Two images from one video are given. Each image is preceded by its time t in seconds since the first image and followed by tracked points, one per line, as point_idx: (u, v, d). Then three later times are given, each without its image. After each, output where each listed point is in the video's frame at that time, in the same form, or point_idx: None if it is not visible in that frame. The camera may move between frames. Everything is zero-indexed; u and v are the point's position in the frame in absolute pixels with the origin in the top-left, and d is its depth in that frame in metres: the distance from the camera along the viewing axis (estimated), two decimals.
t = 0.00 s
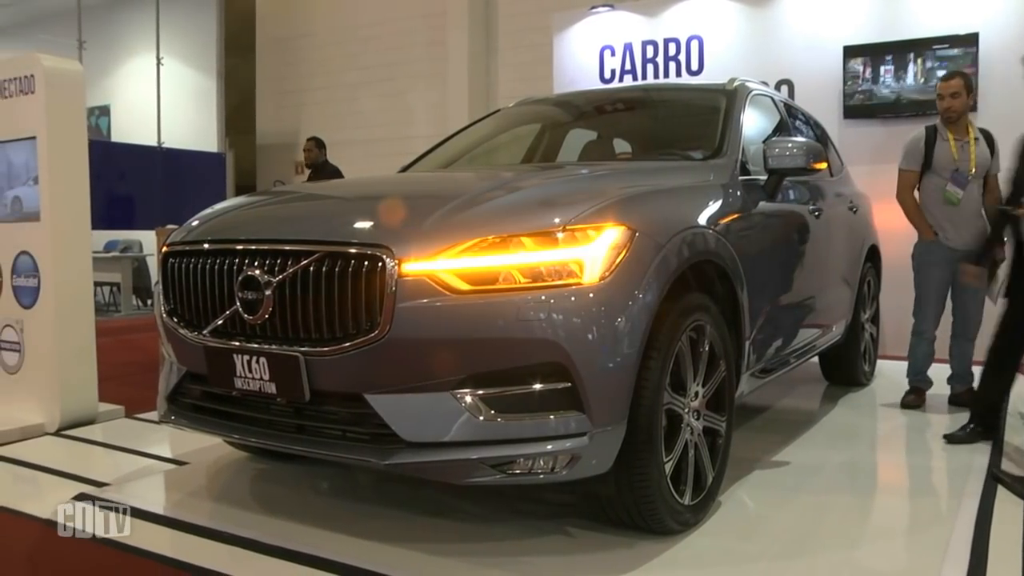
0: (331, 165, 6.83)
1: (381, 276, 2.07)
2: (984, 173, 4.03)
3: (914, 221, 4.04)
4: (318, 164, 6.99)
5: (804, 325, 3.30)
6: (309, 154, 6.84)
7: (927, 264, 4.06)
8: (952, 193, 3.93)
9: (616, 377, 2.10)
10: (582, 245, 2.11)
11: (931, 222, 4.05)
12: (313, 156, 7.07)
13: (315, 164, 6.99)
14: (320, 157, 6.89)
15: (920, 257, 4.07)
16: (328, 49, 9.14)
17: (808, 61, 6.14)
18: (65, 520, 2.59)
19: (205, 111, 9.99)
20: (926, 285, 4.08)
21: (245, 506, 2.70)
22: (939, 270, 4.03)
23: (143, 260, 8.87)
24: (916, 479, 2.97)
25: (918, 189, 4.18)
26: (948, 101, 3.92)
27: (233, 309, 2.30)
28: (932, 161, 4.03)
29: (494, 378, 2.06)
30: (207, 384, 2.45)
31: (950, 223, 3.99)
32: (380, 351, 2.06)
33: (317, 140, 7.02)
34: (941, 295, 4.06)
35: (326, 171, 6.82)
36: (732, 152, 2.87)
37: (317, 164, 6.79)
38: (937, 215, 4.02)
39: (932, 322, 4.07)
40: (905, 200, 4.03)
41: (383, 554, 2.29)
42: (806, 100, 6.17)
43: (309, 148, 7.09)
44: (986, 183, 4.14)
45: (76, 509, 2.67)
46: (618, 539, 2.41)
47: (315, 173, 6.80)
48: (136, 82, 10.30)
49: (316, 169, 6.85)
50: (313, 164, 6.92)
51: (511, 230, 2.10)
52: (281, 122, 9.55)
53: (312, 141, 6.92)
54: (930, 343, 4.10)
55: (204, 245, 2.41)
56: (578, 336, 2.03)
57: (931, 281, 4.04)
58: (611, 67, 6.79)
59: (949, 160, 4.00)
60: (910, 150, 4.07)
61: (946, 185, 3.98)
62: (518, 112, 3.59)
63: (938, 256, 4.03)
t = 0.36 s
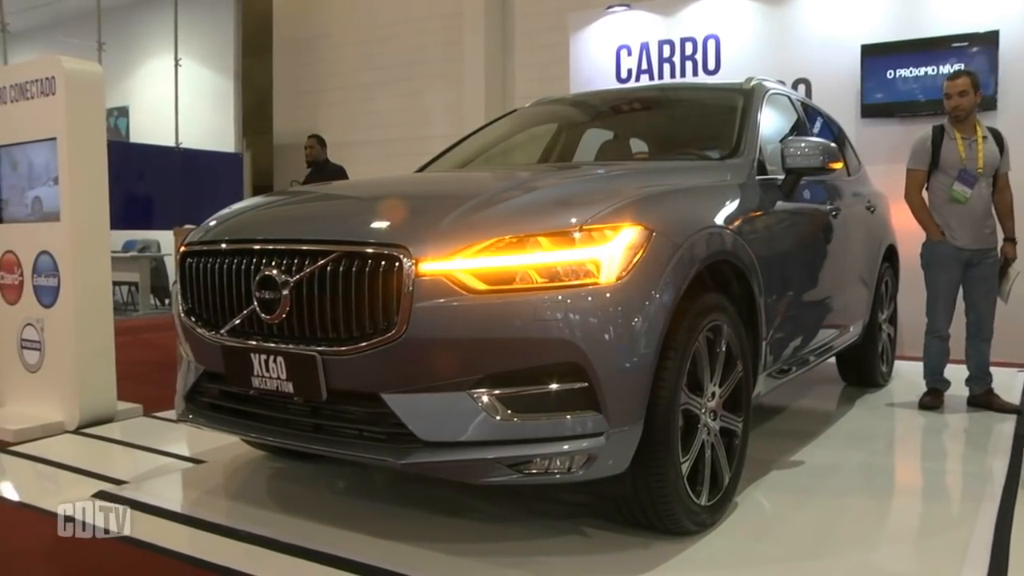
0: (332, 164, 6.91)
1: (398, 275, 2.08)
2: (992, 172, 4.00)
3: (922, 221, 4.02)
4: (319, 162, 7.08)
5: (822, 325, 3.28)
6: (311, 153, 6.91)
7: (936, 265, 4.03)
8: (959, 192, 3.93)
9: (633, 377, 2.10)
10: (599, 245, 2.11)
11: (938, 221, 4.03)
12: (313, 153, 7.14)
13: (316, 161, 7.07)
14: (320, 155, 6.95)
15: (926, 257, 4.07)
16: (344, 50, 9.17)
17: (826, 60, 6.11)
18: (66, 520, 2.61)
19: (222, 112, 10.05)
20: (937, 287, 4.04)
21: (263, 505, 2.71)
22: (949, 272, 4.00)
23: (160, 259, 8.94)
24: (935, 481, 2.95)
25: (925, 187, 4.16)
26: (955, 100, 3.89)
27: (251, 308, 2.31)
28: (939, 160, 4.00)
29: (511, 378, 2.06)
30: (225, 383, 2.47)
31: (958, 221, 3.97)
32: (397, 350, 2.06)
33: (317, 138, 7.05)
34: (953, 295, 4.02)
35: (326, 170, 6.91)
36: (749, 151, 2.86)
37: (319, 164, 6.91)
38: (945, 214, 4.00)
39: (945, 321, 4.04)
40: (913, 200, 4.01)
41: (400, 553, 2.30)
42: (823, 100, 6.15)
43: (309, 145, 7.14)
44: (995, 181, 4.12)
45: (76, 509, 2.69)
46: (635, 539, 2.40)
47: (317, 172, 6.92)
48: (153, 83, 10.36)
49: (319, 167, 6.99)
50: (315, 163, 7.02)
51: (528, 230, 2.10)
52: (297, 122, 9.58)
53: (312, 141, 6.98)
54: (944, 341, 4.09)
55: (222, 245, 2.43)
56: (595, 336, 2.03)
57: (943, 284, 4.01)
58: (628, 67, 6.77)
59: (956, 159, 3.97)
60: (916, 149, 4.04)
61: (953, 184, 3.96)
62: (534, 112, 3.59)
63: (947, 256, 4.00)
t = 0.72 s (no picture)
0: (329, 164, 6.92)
1: (415, 275, 2.08)
2: (1003, 173, 3.97)
3: (933, 221, 3.98)
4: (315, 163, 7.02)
5: (840, 325, 3.27)
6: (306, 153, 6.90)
7: (947, 266, 4.00)
8: (969, 194, 3.90)
9: (650, 377, 2.09)
10: (616, 244, 2.10)
11: (948, 222, 4.00)
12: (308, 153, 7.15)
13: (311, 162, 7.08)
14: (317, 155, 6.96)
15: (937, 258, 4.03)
16: (361, 50, 9.21)
17: (844, 59, 6.07)
18: (68, 520, 2.63)
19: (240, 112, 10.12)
20: (948, 287, 4.02)
21: (279, 504, 2.73)
22: (960, 271, 3.97)
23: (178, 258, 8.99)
24: (954, 483, 2.93)
25: (935, 188, 4.14)
26: (966, 100, 3.86)
27: (269, 307, 2.32)
28: (950, 160, 3.98)
29: (527, 377, 2.06)
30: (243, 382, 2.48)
31: (969, 222, 3.94)
32: (414, 350, 2.07)
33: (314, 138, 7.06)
34: (965, 295, 4.00)
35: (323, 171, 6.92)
36: (767, 151, 2.85)
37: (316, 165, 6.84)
38: (956, 215, 3.97)
39: (961, 321, 4.01)
40: (923, 200, 3.98)
41: (416, 553, 2.31)
42: (841, 99, 6.12)
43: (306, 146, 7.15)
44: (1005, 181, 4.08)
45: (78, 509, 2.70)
46: (651, 539, 2.40)
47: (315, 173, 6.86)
48: (171, 85, 10.43)
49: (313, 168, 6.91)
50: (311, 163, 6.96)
51: (545, 230, 2.10)
52: (313, 122, 9.62)
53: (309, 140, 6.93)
54: (960, 342, 4.06)
55: (239, 244, 2.44)
56: (612, 336, 2.03)
57: (954, 283, 3.98)
58: (644, 67, 6.76)
59: (967, 160, 3.94)
60: (927, 149, 4.01)
61: (964, 186, 3.94)
62: (551, 112, 3.59)
63: (958, 256, 3.97)
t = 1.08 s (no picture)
0: (330, 164, 6.85)
1: (431, 275, 2.08)
2: (1014, 174, 3.94)
3: (944, 221, 3.96)
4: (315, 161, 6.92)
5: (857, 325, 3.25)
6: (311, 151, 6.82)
7: (958, 266, 3.98)
8: (981, 197, 3.87)
9: (666, 377, 2.09)
10: (632, 245, 2.10)
11: (960, 223, 3.98)
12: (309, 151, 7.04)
13: (311, 159, 7.00)
14: (317, 155, 6.85)
15: (950, 259, 4.00)
16: (376, 51, 9.23)
17: (862, 58, 6.04)
18: (65, 520, 2.63)
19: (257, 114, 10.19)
20: (961, 287, 3.99)
21: (295, 502, 2.74)
22: (972, 271, 3.96)
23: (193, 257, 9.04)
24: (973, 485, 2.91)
25: (945, 189, 4.11)
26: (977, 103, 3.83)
27: (285, 307, 2.34)
28: (961, 163, 3.95)
29: (542, 377, 2.06)
30: (260, 381, 2.50)
31: (980, 223, 3.92)
32: (430, 349, 2.07)
33: (313, 136, 6.91)
34: (978, 294, 3.98)
35: (324, 171, 6.85)
36: (783, 151, 2.84)
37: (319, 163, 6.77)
38: (968, 216, 3.95)
39: (974, 321, 3.99)
40: (933, 202, 3.95)
41: (432, 552, 2.32)
42: (858, 99, 6.09)
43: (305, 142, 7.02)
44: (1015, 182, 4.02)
45: (76, 509, 2.71)
46: (666, 540, 2.40)
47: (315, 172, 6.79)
48: (190, 87, 10.54)
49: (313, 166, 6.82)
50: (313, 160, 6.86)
51: (561, 230, 2.10)
52: (328, 123, 9.65)
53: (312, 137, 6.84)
54: (975, 343, 4.01)
55: (256, 244, 2.46)
56: (628, 336, 2.03)
57: (965, 283, 3.96)
58: (660, 66, 6.74)
59: (978, 163, 3.91)
60: (937, 151, 3.98)
61: (975, 189, 3.91)
62: (566, 112, 3.59)
63: (971, 256, 3.94)
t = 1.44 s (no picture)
0: (335, 165, 6.80)
1: (442, 275, 2.09)
2: None
3: (959, 221, 3.95)
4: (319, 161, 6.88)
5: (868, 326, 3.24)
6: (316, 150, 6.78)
7: (974, 265, 3.96)
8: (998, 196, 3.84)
9: (677, 377, 2.09)
10: (643, 245, 2.10)
11: (976, 222, 3.96)
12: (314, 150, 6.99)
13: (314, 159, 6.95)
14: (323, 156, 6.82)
15: (966, 258, 3.99)
16: (386, 51, 9.24)
17: (874, 58, 6.01)
18: (66, 520, 2.64)
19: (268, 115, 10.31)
20: (976, 287, 3.97)
21: (306, 502, 2.75)
22: (988, 271, 3.93)
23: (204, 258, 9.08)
24: (986, 486, 2.90)
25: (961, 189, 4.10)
26: (992, 102, 3.81)
27: (297, 307, 2.34)
28: (975, 162, 3.94)
29: (553, 377, 2.06)
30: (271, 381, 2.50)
31: (997, 223, 3.90)
32: (441, 349, 2.08)
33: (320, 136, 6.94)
34: (994, 294, 3.95)
35: (328, 172, 6.78)
36: (795, 151, 2.83)
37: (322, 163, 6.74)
38: (984, 215, 3.94)
39: (989, 321, 3.97)
40: (948, 201, 3.94)
41: (442, 552, 2.32)
42: (870, 98, 6.06)
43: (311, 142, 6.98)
44: None
45: (76, 509, 2.72)
46: (677, 540, 2.39)
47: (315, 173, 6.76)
48: (201, 89, 10.75)
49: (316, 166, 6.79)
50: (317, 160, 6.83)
51: (572, 230, 2.10)
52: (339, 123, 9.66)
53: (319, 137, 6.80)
54: (990, 344, 4.01)
55: (267, 244, 2.46)
56: (639, 336, 2.03)
57: (981, 283, 3.94)
58: (671, 66, 6.73)
59: (993, 162, 3.90)
60: (952, 150, 3.97)
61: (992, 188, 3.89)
62: (577, 112, 3.59)
63: (986, 256, 3.92)
